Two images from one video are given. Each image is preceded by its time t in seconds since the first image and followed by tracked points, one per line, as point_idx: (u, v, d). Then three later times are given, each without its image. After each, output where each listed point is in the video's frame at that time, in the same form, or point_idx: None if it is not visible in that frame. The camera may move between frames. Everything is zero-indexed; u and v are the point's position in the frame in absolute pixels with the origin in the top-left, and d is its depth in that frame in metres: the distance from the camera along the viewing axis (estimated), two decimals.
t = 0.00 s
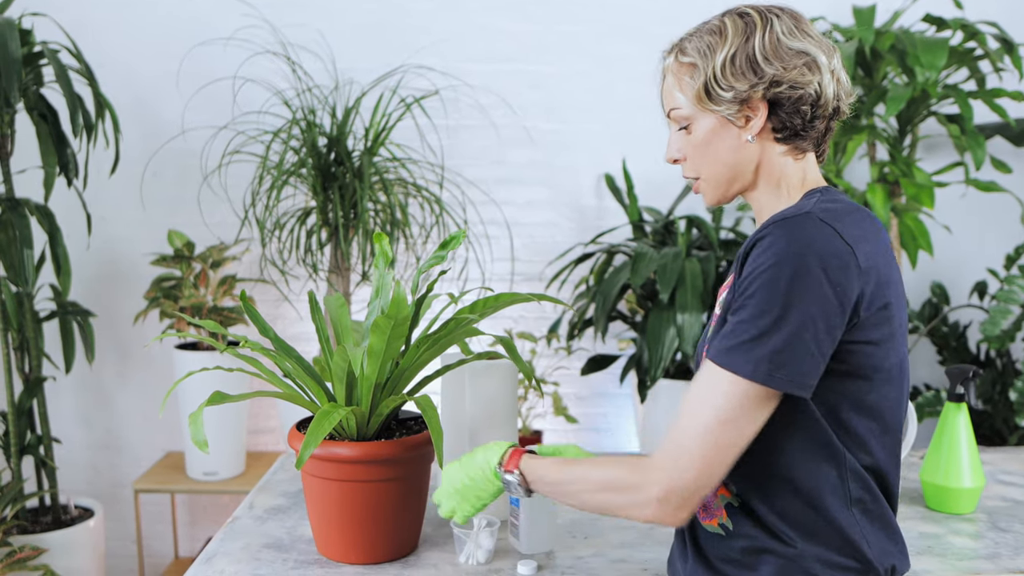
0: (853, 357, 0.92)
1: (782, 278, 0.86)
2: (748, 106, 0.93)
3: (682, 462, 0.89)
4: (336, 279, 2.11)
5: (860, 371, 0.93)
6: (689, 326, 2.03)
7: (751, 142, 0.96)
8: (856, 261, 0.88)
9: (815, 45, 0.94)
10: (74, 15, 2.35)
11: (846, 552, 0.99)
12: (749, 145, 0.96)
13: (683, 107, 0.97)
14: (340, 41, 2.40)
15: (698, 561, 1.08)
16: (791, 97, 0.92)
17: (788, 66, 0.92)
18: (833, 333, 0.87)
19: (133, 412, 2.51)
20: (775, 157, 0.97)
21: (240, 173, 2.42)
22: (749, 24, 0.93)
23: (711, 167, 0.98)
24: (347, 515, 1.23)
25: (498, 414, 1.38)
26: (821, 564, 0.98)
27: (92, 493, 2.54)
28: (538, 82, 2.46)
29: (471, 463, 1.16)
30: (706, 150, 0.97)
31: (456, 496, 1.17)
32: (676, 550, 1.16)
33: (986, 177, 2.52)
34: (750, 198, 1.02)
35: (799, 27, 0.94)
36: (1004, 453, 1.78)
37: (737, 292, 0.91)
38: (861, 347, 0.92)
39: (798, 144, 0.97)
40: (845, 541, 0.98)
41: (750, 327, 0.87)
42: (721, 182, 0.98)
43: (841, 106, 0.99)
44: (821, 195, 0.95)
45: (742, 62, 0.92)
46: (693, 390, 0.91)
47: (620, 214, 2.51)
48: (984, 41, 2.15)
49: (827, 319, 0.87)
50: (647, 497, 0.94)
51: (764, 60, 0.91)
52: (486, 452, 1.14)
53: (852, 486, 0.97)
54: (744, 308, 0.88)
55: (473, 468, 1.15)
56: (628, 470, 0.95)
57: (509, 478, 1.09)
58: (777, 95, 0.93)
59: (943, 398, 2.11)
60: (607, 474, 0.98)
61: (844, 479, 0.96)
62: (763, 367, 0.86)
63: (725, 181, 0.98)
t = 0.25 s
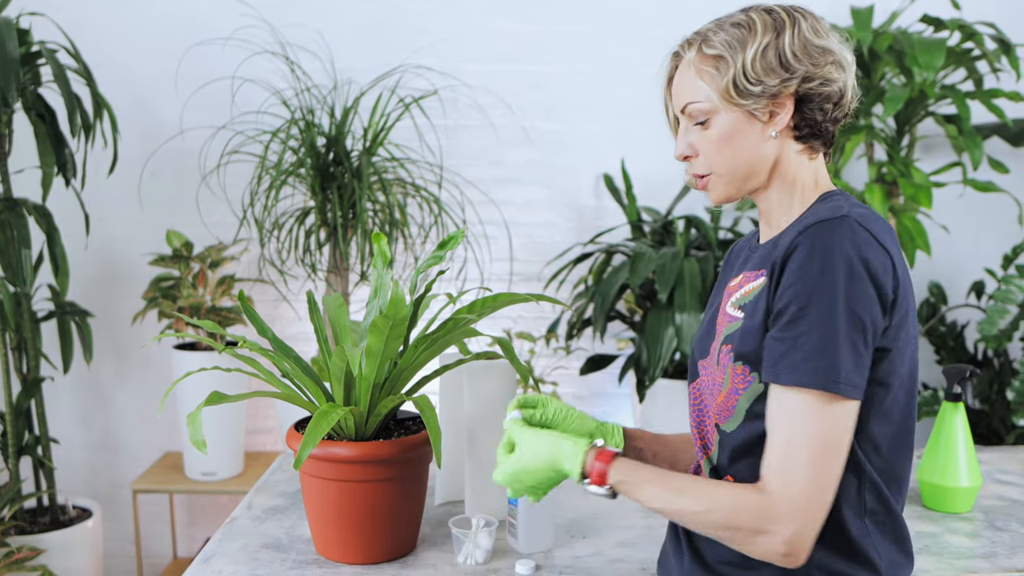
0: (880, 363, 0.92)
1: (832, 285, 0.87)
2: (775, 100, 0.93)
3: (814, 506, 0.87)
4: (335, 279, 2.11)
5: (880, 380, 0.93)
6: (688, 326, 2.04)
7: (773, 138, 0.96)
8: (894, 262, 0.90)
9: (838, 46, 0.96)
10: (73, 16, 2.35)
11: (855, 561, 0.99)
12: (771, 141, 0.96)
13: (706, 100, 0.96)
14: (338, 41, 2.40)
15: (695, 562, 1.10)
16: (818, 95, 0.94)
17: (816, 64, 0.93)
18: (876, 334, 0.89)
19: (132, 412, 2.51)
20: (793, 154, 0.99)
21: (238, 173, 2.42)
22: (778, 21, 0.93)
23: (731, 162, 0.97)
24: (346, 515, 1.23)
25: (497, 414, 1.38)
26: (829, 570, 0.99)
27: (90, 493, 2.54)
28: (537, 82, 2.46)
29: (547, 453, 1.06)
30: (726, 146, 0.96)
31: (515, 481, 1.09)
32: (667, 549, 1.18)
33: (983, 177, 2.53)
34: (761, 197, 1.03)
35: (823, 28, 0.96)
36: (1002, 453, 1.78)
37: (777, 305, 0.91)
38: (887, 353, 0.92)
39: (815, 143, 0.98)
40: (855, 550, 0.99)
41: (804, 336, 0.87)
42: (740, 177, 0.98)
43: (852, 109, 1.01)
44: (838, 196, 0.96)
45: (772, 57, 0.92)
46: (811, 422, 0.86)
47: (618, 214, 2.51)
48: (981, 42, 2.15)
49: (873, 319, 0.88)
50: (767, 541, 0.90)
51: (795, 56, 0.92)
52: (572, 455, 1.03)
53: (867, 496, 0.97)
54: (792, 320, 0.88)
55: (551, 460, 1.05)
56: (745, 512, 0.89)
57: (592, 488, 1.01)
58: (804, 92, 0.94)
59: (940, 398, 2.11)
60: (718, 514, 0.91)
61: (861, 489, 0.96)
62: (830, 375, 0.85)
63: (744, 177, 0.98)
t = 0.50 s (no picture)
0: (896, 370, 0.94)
1: (868, 294, 0.87)
2: (804, 98, 0.95)
3: (839, 509, 0.89)
4: (333, 280, 2.11)
5: (895, 387, 0.94)
6: (685, 326, 2.04)
7: (796, 137, 0.98)
8: (919, 269, 0.92)
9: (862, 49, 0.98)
10: (71, 16, 2.35)
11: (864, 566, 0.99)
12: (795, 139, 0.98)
13: (735, 93, 0.96)
14: (336, 41, 2.40)
15: (694, 563, 1.10)
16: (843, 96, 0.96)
17: (845, 66, 0.95)
18: (902, 339, 0.90)
19: (130, 412, 2.51)
20: (811, 154, 1.00)
21: (235, 173, 2.42)
22: (810, 19, 0.95)
23: (754, 158, 0.97)
24: (343, 515, 1.23)
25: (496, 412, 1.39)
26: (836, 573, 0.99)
27: (88, 493, 2.54)
28: (535, 82, 2.46)
29: (583, 407, 1.05)
30: (751, 142, 0.97)
31: (532, 421, 1.06)
32: (661, 549, 1.18)
33: (980, 177, 2.53)
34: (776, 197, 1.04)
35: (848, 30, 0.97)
36: (999, 453, 1.78)
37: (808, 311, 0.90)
38: (904, 362, 0.93)
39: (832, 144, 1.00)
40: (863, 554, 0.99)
41: (838, 343, 0.87)
42: (763, 174, 0.99)
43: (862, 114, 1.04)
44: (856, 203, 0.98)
45: (805, 56, 0.93)
46: (848, 425, 0.87)
47: (616, 214, 2.52)
48: (979, 42, 2.16)
49: (901, 325, 0.89)
50: (790, 541, 0.90)
51: (827, 55, 0.93)
52: (612, 418, 1.03)
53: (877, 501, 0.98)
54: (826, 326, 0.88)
55: (584, 415, 1.05)
56: (784, 506, 0.89)
57: (620, 453, 1.00)
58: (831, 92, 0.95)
59: (937, 397, 2.12)
60: (753, 504, 0.90)
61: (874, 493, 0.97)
62: (865, 383, 0.86)
63: (765, 175, 0.99)
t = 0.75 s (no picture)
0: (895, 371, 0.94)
1: (873, 297, 0.88)
2: (811, 100, 0.95)
3: (829, 509, 0.89)
4: (330, 280, 2.11)
5: (894, 389, 0.94)
6: (683, 326, 2.04)
7: (801, 138, 0.98)
8: (921, 273, 0.93)
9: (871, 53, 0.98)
10: (69, 16, 2.35)
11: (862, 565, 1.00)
12: (800, 140, 0.98)
13: (742, 92, 0.96)
14: (334, 41, 2.40)
15: (694, 562, 1.10)
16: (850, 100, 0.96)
17: (853, 69, 0.95)
18: (903, 342, 0.91)
19: (128, 412, 2.52)
20: (816, 156, 1.01)
21: (233, 173, 2.43)
22: (820, 22, 0.95)
23: (759, 159, 0.98)
24: (340, 515, 1.24)
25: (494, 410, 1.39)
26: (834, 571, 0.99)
27: (86, 493, 2.54)
28: (533, 82, 2.46)
29: (584, 391, 1.06)
30: (757, 142, 0.97)
31: (532, 405, 1.08)
32: (658, 548, 1.18)
33: (977, 177, 2.53)
34: (779, 198, 1.04)
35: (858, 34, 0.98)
36: (995, 452, 1.78)
37: (812, 313, 0.90)
38: (904, 363, 0.94)
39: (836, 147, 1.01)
40: (860, 553, 0.99)
41: (843, 345, 0.87)
42: (767, 174, 0.99)
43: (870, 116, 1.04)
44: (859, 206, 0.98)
45: (814, 58, 0.93)
46: (846, 426, 0.88)
47: (614, 214, 2.52)
48: (975, 42, 2.16)
49: (903, 328, 0.90)
50: (781, 537, 0.91)
51: (834, 59, 0.94)
52: (612, 404, 1.04)
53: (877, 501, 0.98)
54: (829, 327, 0.88)
55: (584, 399, 1.06)
56: (778, 503, 0.89)
57: (617, 442, 1.01)
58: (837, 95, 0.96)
59: (934, 397, 2.12)
60: (748, 499, 0.91)
61: (873, 493, 0.97)
62: (868, 385, 0.86)
63: (768, 175, 0.99)
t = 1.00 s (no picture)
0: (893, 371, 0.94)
1: (872, 295, 0.88)
2: (810, 102, 0.95)
3: (824, 505, 0.90)
4: (328, 279, 2.11)
5: (892, 388, 0.95)
6: (680, 325, 2.04)
7: (800, 139, 0.98)
8: (921, 274, 0.93)
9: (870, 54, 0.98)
10: (66, 16, 2.35)
11: (861, 564, 1.00)
12: (798, 142, 0.98)
13: (739, 94, 0.96)
14: (332, 41, 2.40)
15: (692, 562, 1.11)
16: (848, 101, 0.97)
17: (851, 71, 0.95)
18: (902, 342, 0.91)
19: (125, 412, 2.51)
20: (814, 157, 1.01)
21: (231, 173, 2.43)
22: (818, 23, 0.95)
23: (758, 160, 0.98)
24: (337, 514, 1.24)
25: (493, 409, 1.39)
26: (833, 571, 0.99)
27: (84, 493, 2.54)
28: (531, 82, 2.46)
29: (585, 381, 1.06)
30: (756, 144, 0.97)
31: (533, 396, 1.08)
32: (656, 548, 1.18)
33: (973, 177, 2.54)
34: (778, 199, 1.05)
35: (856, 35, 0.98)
36: (991, 451, 1.79)
37: (811, 311, 0.90)
38: (902, 363, 0.94)
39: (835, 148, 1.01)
40: (858, 552, 1.00)
41: (841, 343, 0.88)
42: (766, 174, 0.99)
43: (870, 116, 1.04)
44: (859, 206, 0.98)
45: (812, 60, 0.94)
46: (843, 424, 0.88)
47: (611, 213, 2.52)
48: (972, 43, 2.16)
49: (901, 328, 0.90)
50: (774, 533, 0.92)
51: (832, 61, 0.94)
52: (614, 394, 1.04)
53: (876, 500, 0.99)
54: (827, 325, 0.89)
55: (586, 389, 1.06)
56: (774, 498, 0.89)
57: (617, 430, 1.01)
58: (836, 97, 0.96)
59: (931, 397, 2.12)
60: (745, 493, 0.91)
61: (872, 492, 0.98)
62: (865, 383, 0.86)
63: (766, 176, 0.99)
